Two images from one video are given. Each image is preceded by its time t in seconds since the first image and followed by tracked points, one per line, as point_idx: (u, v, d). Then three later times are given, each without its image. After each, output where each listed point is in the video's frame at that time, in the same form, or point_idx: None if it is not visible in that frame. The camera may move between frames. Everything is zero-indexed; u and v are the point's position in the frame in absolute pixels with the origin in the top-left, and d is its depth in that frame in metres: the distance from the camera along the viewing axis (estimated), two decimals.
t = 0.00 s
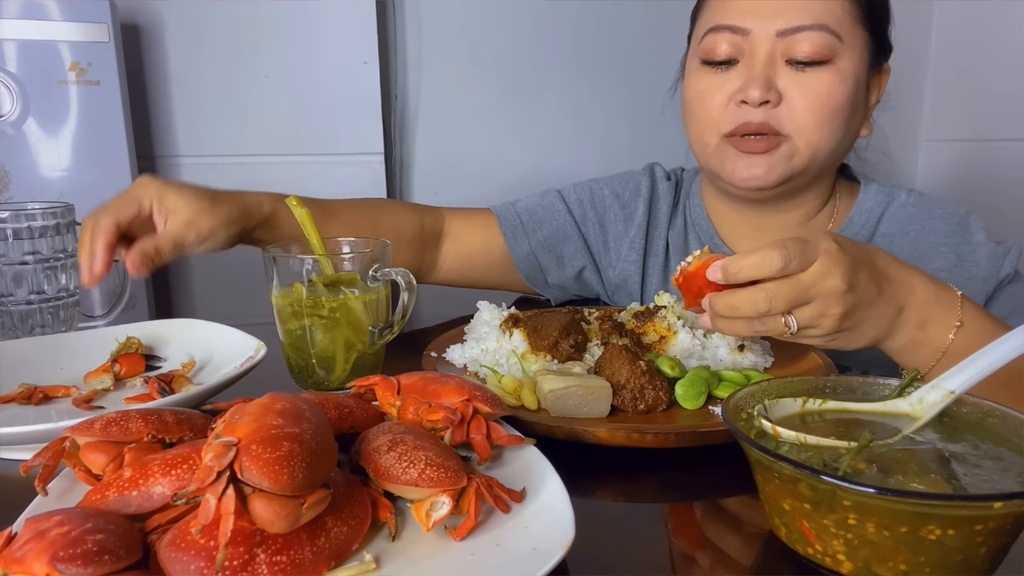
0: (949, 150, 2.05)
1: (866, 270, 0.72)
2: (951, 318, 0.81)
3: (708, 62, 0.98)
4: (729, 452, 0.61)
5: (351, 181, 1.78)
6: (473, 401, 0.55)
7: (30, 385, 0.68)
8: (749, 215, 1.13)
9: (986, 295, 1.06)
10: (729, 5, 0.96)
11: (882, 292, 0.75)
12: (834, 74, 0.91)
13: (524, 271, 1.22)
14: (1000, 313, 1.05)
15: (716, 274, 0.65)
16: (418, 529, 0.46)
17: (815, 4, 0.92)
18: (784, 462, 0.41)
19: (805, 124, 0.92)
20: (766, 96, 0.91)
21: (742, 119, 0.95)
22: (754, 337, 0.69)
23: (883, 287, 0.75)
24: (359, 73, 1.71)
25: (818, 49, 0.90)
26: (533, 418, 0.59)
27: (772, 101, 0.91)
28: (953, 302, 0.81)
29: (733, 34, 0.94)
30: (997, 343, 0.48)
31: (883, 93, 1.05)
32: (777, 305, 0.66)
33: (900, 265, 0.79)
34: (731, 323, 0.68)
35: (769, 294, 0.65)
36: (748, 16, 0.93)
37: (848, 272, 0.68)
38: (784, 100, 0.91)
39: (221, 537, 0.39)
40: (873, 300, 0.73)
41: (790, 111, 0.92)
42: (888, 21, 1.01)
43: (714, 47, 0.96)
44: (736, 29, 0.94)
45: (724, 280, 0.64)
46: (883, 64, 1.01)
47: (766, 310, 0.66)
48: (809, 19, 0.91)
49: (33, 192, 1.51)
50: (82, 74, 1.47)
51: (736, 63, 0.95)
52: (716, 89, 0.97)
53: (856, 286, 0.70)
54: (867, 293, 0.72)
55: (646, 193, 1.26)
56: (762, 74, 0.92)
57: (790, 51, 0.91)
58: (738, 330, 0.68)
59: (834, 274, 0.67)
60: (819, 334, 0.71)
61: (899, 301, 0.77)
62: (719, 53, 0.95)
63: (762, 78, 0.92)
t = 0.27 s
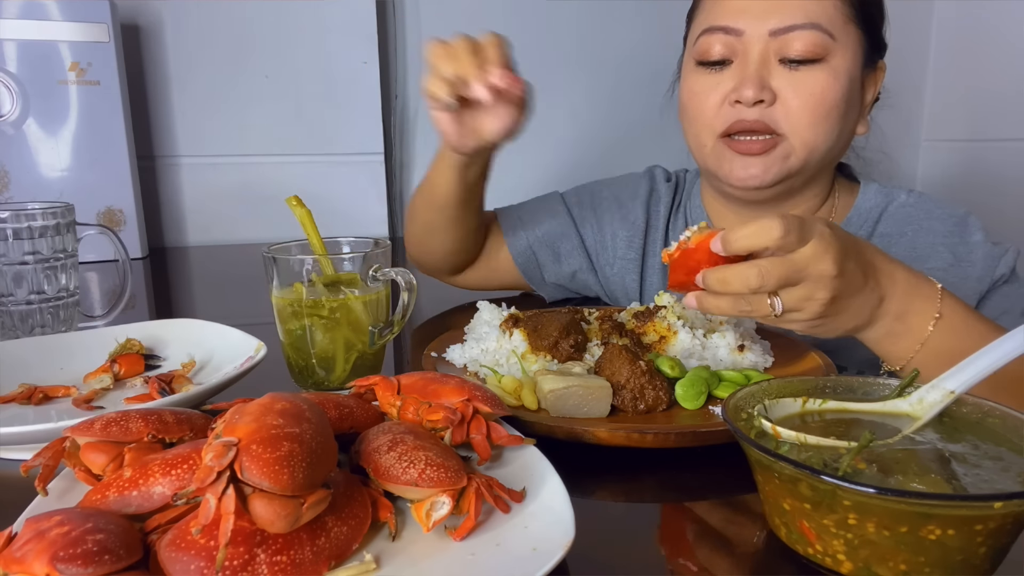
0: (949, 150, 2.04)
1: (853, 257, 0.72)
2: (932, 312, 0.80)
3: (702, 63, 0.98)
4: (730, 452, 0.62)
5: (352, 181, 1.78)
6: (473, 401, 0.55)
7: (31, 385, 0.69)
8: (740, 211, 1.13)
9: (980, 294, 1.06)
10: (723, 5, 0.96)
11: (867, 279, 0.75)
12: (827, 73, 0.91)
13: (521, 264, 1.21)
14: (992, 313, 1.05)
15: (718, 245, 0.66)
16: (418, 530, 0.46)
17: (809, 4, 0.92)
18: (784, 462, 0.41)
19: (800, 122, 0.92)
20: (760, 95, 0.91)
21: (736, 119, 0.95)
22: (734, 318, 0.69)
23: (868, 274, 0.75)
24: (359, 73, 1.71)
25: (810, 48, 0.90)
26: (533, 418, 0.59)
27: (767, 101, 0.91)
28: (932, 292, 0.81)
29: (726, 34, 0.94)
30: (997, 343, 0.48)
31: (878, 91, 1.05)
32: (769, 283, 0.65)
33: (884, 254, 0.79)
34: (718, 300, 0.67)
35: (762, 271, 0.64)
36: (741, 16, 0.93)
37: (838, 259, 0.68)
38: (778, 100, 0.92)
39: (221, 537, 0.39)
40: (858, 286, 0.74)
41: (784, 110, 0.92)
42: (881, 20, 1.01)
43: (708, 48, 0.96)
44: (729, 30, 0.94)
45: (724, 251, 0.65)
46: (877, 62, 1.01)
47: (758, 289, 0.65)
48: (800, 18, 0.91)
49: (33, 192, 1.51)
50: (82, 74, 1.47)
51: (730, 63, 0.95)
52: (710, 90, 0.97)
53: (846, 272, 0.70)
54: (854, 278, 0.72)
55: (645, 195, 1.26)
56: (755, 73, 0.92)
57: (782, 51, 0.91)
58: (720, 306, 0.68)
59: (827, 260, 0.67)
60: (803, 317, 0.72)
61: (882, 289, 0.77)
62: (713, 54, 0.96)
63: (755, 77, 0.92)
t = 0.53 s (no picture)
0: (949, 149, 2.04)
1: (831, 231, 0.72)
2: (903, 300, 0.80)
3: (711, 62, 0.98)
4: (729, 452, 0.62)
5: (351, 180, 1.78)
6: (473, 401, 0.55)
7: (31, 385, 0.69)
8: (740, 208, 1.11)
9: (974, 285, 1.06)
10: (732, 5, 0.96)
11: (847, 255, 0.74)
12: (835, 74, 0.91)
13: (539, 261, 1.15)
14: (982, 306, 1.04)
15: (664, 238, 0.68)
16: (418, 530, 0.46)
17: (816, 6, 0.92)
18: (784, 462, 0.41)
19: (805, 122, 0.92)
20: (767, 94, 0.91)
21: (743, 117, 0.95)
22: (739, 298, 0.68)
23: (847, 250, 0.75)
24: (359, 73, 1.71)
25: (818, 49, 0.90)
26: (533, 418, 0.59)
27: (773, 100, 0.92)
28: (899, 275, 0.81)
29: (735, 33, 0.94)
30: (997, 343, 0.48)
31: (884, 96, 1.05)
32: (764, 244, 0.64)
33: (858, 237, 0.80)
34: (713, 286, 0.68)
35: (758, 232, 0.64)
36: (751, 16, 0.93)
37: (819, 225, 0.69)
38: (785, 99, 0.92)
39: (221, 537, 0.39)
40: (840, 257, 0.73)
41: (790, 110, 0.92)
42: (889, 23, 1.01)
43: (717, 46, 0.96)
44: (739, 29, 0.94)
45: (705, 231, 0.65)
46: (884, 66, 1.01)
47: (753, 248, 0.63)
48: (810, 20, 0.91)
49: (33, 192, 1.51)
50: (82, 74, 1.47)
51: (738, 62, 0.95)
52: (717, 88, 0.97)
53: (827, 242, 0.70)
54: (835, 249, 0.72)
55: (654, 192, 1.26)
56: (763, 72, 0.92)
57: (791, 51, 0.91)
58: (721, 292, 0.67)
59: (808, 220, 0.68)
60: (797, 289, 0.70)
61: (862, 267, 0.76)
62: (722, 53, 0.96)
63: (762, 76, 0.92)
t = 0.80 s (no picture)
0: (950, 149, 2.04)
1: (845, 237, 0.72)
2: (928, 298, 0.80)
3: (716, 60, 0.98)
4: (729, 452, 0.62)
5: (351, 180, 1.78)
6: (473, 401, 0.55)
7: (31, 385, 0.69)
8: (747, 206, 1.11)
9: (985, 286, 1.07)
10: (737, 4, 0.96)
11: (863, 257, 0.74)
12: (841, 75, 0.91)
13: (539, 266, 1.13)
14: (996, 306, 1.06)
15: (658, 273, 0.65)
16: (418, 529, 0.46)
17: (821, 5, 0.92)
18: (784, 462, 0.41)
19: (811, 122, 0.92)
20: (772, 94, 0.91)
21: (748, 117, 0.95)
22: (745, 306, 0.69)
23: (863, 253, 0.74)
24: (359, 73, 1.71)
25: (825, 49, 0.90)
26: (533, 418, 0.59)
27: (778, 100, 0.92)
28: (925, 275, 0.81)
29: (741, 32, 0.94)
30: (997, 343, 0.48)
31: (890, 95, 1.05)
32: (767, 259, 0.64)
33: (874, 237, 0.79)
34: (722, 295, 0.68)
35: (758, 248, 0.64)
36: (756, 16, 0.93)
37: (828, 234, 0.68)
38: (790, 100, 0.92)
39: (221, 537, 0.39)
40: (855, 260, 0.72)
41: (796, 110, 0.92)
42: (895, 22, 1.01)
43: (722, 45, 0.96)
44: (745, 28, 0.94)
45: (701, 249, 0.62)
46: (890, 65, 1.01)
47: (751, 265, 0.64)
48: (817, 19, 0.91)
49: (34, 192, 1.51)
50: (82, 74, 1.47)
51: (743, 61, 0.95)
52: (722, 88, 0.97)
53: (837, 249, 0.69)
54: (849, 254, 0.71)
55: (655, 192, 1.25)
56: (769, 72, 0.92)
57: (797, 51, 0.91)
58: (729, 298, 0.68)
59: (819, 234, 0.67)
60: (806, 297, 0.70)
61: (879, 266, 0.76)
62: (727, 52, 0.95)
63: (768, 77, 0.92)
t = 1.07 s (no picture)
0: (951, 148, 2.04)
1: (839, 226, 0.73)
2: (921, 294, 0.80)
3: (720, 58, 0.98)
4: (729, 452, 0.62)
5: (351, 180, 1.78)
6: (473, 401, 0.55)
7: (31, 386, 0.69)
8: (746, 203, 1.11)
9: (988, 283, 1.07)
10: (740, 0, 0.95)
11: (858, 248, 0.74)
12: (846, 73, 0.91)
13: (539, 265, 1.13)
14: (998, 305, 1.06)
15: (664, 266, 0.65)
16: (418, 529, 0.46)
17: (826, 3, 0.91)
18: (784, 462, 0.41)
19: (815, 121, 0.92)
20: (776, 93, 0.91)
21: (751, 115, 0.95)
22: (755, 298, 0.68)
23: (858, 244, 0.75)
24: (359, 73, 1.71)
25: (829, 47, 0.90)
26: (533, 418, 0.59)
27: (782, 99, 0.92)
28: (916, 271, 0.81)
29: (745, 29, 0.93)
30: (997, 343, 0.48)
31: (895, 94, 1.05)
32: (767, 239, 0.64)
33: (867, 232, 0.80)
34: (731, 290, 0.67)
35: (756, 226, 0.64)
36: (759, 12, 0.92)
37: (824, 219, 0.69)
38: (794, 98, 0.92)
39: (221, 537, 0.39)
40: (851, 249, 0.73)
41: (799, 109, 0.92)
42: (901, 21, 1.01)
43: (726, 42, 0.96)
44: (748, 26, 0.93)
45: (693, 226, 0.63)
46: (895, 64, 1.00)
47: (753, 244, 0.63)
48: (822, 17, 0.91)
49: (34, 192, 1.51)
50: (82, 74, 1.47)
51: (747, 59, 0.94)
52: (726, 86, 0.97)
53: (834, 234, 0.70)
54: (845, 241, 0.72)
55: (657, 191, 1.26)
56: (773, 71, 0.92)
57: (801, 49, 0.91)
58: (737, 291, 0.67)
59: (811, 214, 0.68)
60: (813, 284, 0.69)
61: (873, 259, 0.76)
62: (731, 49, 0.95)
63: (772, 75, 0.92)
